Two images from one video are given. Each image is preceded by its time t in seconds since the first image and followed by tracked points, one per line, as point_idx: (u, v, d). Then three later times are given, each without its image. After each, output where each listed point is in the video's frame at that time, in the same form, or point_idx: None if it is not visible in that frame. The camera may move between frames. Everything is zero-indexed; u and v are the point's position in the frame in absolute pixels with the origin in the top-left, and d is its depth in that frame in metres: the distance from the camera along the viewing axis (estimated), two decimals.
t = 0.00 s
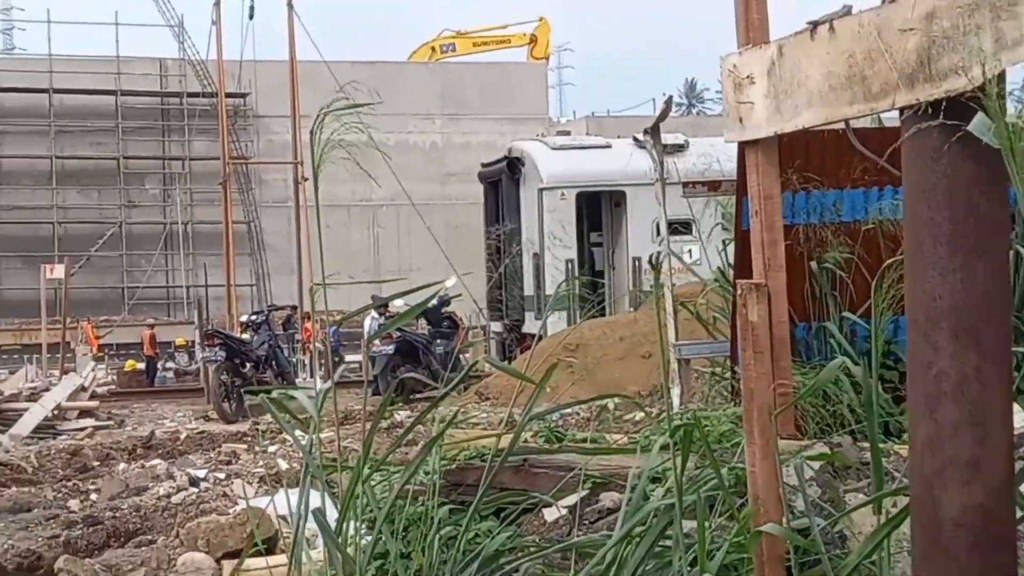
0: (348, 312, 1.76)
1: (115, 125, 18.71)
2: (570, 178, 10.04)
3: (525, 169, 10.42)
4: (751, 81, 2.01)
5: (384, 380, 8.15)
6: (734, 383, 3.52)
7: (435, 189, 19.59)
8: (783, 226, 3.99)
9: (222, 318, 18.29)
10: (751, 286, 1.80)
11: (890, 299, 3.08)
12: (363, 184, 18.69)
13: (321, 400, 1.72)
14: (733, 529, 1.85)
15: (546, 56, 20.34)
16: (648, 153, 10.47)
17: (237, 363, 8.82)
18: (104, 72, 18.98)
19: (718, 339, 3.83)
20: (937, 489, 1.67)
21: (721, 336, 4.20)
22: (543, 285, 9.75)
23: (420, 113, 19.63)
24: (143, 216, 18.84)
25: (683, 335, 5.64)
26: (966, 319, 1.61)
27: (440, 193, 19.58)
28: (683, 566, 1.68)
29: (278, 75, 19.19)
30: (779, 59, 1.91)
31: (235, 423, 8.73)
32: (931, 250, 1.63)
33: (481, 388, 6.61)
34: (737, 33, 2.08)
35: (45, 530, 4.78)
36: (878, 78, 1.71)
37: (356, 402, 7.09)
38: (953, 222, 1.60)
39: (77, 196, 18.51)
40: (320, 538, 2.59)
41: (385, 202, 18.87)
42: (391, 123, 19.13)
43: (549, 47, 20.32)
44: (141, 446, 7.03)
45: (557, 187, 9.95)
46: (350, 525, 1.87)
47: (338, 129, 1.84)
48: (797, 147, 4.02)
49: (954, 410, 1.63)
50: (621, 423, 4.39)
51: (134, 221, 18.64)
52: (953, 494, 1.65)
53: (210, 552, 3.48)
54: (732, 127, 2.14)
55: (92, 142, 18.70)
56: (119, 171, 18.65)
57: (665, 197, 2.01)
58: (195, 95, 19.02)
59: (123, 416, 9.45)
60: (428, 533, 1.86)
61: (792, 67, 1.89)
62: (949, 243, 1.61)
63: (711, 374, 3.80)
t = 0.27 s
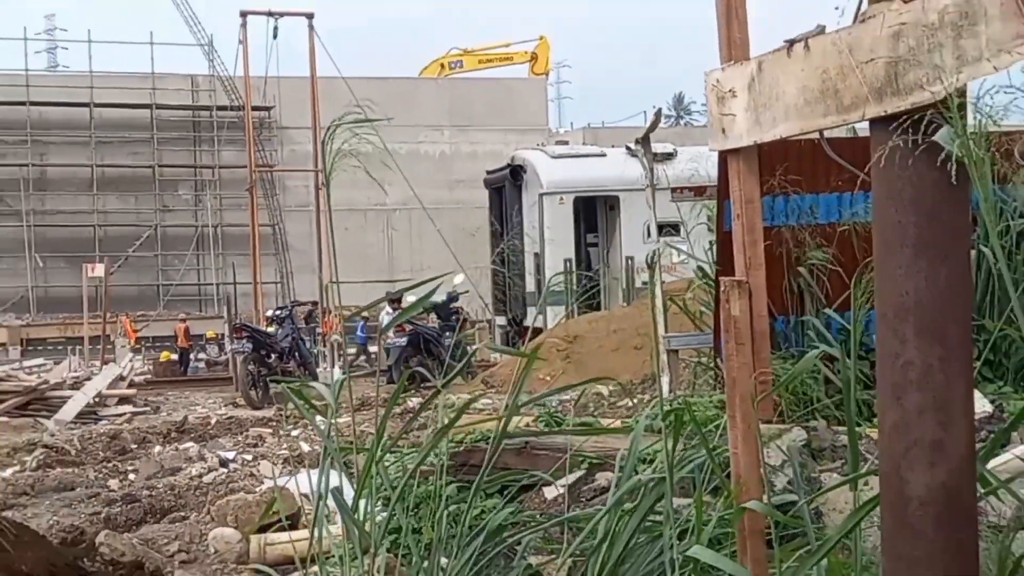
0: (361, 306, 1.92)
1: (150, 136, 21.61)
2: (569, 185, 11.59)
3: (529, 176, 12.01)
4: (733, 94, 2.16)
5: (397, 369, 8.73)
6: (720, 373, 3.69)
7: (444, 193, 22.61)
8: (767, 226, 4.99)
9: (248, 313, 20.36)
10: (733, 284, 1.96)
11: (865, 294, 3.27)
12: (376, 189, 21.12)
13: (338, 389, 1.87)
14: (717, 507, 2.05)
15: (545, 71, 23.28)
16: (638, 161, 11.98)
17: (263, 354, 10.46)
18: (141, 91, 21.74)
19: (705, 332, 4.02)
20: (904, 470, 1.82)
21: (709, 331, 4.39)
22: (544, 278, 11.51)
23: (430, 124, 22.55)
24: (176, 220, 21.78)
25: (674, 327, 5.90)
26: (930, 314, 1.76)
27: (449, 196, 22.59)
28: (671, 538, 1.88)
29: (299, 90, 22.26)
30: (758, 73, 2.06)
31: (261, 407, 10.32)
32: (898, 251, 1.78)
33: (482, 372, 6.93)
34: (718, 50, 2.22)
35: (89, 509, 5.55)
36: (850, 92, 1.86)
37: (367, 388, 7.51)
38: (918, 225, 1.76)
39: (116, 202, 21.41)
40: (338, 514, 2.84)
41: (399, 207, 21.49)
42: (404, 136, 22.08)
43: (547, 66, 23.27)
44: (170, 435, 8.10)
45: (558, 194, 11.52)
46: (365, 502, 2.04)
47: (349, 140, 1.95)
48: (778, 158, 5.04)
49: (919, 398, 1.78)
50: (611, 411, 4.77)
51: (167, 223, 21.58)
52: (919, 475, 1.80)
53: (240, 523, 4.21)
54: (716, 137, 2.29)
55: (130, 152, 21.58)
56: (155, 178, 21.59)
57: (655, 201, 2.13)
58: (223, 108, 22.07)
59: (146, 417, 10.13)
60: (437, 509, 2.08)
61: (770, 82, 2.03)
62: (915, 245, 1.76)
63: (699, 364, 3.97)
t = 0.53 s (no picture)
0: (373, 302, 2.02)
1: (174, 143, 22.31)
2: (566, 188, 11.71)
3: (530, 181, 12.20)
4: (723, 103, 2.28)
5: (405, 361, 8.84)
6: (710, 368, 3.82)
7: (450, 197, 22.88)
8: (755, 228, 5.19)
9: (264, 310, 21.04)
10: (723, 281, 2.07)
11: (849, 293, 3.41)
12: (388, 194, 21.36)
13: (355, 381, 1.99)
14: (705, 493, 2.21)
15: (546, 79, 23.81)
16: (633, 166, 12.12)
17: (280, 348, 10.88)
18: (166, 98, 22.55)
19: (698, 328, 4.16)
20: (883, 457, 1.93)
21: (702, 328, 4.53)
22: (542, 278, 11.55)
23: (438, 132, 22.89)
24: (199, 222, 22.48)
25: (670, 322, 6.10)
26: (909, 310, 1.87)
27: (455, 201, 22.83)
28: (664, 520, 2.08)
29: (315, 100, 22.74)
30: (747, 84, 2.18)
31: (278, 398, 10.69)
32: (879, 251, 1.89)
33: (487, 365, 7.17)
34: (709, 62, 2.32)
35: (116, 493, 5.88)
36: (833, 101, 1.98)
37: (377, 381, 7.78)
38: (898, 227, 1.87)
39: (143, 205, 22.15)
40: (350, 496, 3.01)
41: (408, 208, 21.61)
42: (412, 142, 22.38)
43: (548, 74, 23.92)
44: (194, 425, 8.40)
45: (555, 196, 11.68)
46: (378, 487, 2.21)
47: (359, 144, 2.09)
48: (766, 164, 5.27)
49: (898, 389, 1.89)
50: (607, 403, 4.99)
51: (190, 226, 22.30)
52: (898, 461, 1.91)
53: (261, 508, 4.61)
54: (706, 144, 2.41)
55: (155, 158, 22.23)
56: (179, 182, 22.31)
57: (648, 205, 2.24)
58: (244, 116, 22.63)
59: (172, 408, 10.41)
60: (445, 493, 2.25)
61: (758, 91, 2.15)
62: (894, 245, 1.87)
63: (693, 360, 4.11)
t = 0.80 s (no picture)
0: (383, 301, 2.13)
1: (196, 151, 23.60)
2: (570, 194, 12.20)
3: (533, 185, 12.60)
4: (720, 111, 2.37)
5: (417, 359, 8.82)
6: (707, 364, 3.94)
7: (458, 202, 23.75)
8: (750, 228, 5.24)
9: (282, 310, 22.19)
10: (718, 281, 2.18)
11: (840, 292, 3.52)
12: (400, 198, 22.11)
13: (369, 377, 2.11)
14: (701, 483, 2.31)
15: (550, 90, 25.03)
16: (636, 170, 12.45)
17: (296, 345, 11.21)
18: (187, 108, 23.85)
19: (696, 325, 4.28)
20: (872, 447, 1.99)
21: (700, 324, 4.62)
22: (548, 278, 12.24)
23: (446, 140, 23.85)
24: (219, 225, 23.57)
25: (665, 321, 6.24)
26: (896, 307, 1.94)
27: (463, 205, 23.74)
28: (660, 510, 2.18)
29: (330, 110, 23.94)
30: (743, 92, 2.27)
31: (295, 394, 11.04)
32: (867, 252, 1.97)
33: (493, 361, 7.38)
34: (706, 72, 2.42)
35: (142, 483, 6.53)
36: (825, 109, 2.05)
37: (387, 376, 8.06)
38: (886, 229, 1.94)
39: (165, 209, 23.24)
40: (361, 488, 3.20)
41: (418, 212, 22.35)
42: (421, 148, 23.27)
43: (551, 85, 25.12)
44: (214, 416, 9.07)
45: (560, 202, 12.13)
46: (388, 478, 2.33)
47: (378, 153, 2.21)
48: (759, 168, 5.26)
49: (886, 383, 1.96)
50: (608, 397, 5.15)
51: (211, 229, 23.43)
52: (885, 451, 1.97)
53: (277, 494, 5.35)
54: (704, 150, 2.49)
55: (178, 164, 23.51)
56: (200, 189, 23.50)
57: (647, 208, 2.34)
58: (261, 126, 23.93)
59: (191, 402, 11.22)
60: (453, 483, 2.36)
61: (753, 99, 2.24)
62: (882, 245, 1.94)
63: (690, 355, 4.25)
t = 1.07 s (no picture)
0: (396, 302, 2.23)
1: (214, 157, 24.76)
2: (575, 201, 12.74)
3: (541, 192, 13.13)
4: (721, 119, 2.44)
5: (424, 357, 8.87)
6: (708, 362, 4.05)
7: (468, 207, 25.18)
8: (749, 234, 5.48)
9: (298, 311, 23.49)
10: (720, 283, 2.25)
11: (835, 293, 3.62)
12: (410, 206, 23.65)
13: (381, 376, 2.19)
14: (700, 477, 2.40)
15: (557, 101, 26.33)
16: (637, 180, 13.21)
17: (312, 345, 11.92)
18: (207, 116, 25.06)
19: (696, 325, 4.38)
20: (869, 444, 1.99)
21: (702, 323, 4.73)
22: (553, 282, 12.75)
23: (457, 147, 25.20)
24: (237, 230, 24.76)
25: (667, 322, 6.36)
26: (891, 307, 1.95)
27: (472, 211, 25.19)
28: (662, 503, 2.27)
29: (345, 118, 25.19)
30: (742, 101, 2.34)
31: (310, 391, 11.88)
32: (862, 253, 1.99)
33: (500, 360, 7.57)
34: (707, 81, 2.50)
35: (162, 475, 6.71)
36: (823, 116, 2.10)
37: (397, 374, 8.29)
38: (880, 229, 1.96)
39: (186, 214, 24.40)
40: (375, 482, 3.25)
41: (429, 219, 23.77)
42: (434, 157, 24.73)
43: (558, 96, 26.32)
44: (233, 414, 9.51)
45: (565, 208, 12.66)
46: (399, 471, 2.43)
47: (390, 158, 2.37)
48: (756, 179, 5.55)
49: (882, 380, 1.96)
50: (613, 395, 5.27)
51: (229, 234, 24.60)
52: (881, 448, 1.97)
53: (293, 488, 5.48)
54: (706, 156, 2.56)
55: (198, 170, 24.69)
56: (219, 194, 24.67)
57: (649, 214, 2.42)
58: (278, 133, 25.11)
59: (211, 399, 11.90)
60: (463, 477, 2.46)
61: (752, 108, 2.31)
62: (876, 246, 1.96)
63: (690, 354, 4.35)
